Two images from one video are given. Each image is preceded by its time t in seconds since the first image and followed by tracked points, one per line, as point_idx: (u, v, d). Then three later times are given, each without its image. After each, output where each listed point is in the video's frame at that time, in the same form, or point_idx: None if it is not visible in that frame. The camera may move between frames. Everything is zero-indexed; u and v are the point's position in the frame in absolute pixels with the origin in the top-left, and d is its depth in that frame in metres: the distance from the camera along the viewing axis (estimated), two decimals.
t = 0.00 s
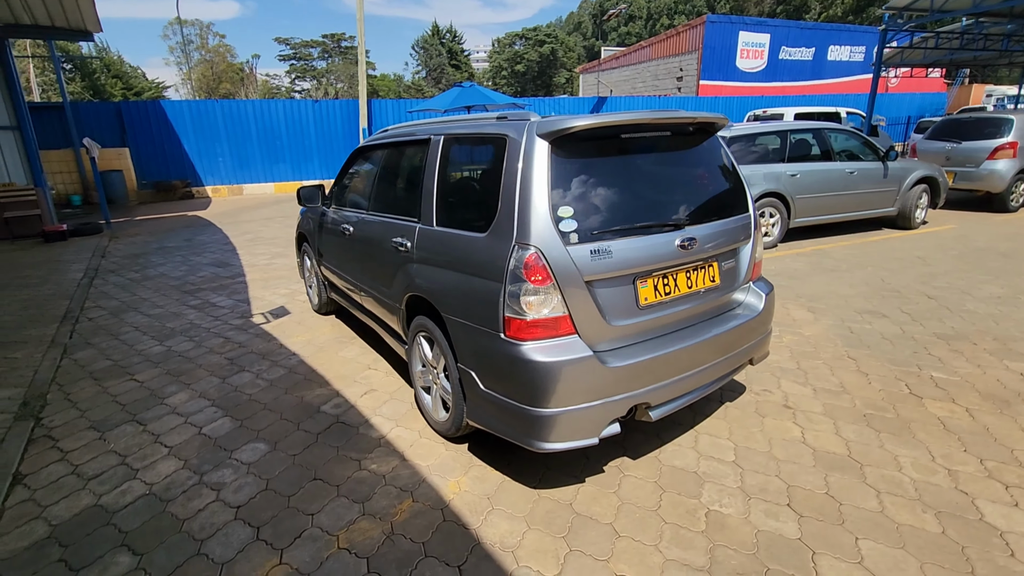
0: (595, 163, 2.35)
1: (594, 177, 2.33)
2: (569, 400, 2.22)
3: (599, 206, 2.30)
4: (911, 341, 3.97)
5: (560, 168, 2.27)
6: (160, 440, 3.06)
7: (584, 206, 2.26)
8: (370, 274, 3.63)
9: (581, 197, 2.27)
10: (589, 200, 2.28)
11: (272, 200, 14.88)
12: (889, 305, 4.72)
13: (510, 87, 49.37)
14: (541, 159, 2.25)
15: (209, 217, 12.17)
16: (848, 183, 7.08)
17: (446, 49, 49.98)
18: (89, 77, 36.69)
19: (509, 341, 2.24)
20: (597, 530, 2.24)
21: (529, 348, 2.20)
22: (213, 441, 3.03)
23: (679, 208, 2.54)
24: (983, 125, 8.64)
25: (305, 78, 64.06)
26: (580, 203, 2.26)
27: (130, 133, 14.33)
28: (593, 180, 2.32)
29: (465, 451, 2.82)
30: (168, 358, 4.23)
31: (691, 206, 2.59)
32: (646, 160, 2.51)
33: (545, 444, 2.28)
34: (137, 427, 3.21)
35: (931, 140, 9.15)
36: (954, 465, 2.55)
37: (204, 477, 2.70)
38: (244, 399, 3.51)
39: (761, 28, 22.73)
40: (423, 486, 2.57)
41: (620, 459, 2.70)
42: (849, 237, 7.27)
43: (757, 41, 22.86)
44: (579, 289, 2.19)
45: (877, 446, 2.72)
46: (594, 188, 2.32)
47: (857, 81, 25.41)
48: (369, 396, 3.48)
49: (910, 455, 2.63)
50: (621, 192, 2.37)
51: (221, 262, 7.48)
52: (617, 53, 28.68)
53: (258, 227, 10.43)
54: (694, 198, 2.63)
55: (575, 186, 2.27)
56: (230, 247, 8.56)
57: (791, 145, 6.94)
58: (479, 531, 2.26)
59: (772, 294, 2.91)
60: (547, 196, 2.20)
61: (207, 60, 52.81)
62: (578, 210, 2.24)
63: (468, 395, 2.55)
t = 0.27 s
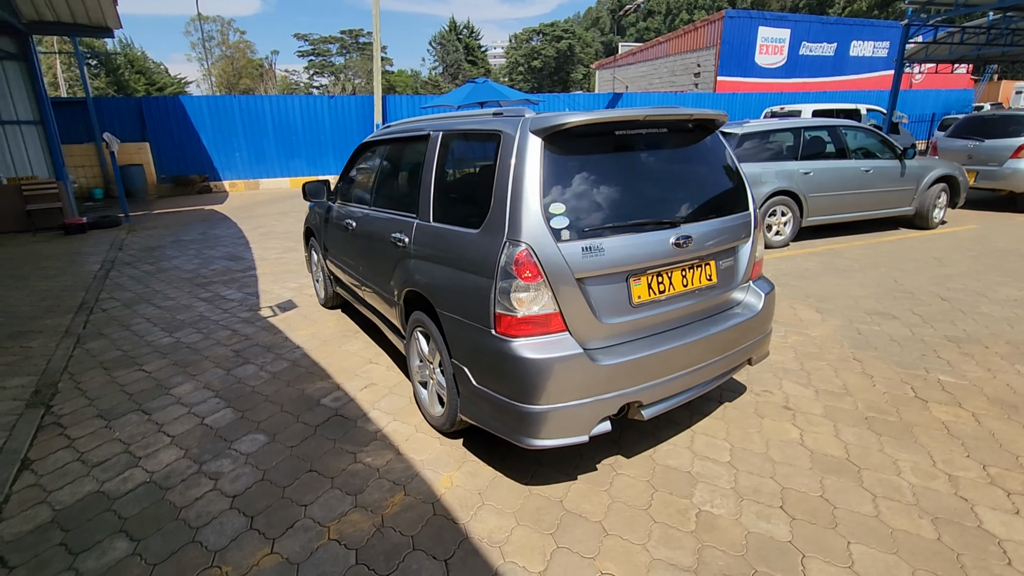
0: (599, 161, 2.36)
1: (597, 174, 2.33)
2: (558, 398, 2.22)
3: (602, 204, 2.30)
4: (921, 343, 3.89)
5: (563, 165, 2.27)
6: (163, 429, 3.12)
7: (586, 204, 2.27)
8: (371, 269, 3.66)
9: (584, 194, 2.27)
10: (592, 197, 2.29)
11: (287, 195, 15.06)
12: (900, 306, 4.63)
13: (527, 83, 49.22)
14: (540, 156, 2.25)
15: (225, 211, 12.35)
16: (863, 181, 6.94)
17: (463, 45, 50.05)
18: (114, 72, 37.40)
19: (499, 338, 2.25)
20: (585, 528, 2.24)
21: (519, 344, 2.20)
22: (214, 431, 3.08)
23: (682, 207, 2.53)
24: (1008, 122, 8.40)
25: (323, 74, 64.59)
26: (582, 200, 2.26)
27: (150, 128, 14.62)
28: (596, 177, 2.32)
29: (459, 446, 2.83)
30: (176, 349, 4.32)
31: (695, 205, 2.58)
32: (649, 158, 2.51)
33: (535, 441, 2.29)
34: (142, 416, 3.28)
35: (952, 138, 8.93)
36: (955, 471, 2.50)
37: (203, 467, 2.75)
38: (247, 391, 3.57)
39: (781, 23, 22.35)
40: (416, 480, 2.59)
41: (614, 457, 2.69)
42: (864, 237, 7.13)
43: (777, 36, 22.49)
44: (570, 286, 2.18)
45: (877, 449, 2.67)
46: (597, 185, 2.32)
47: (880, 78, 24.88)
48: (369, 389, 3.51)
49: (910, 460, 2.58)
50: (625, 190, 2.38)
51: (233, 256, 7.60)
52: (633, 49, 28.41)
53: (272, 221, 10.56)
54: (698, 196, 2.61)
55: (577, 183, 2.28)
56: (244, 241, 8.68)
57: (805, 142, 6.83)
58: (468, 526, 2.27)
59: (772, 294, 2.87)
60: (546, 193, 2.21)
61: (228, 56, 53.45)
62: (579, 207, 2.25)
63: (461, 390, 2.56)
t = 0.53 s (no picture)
0: (603, 157, 2.33)
1: (598, 170, 2.30)
2: (543, 396, 2.17)
3: (602, 199, 2.27)
4: (932, 346, 3.77)
5: (564, 160, 2.25)
6: (160, 420, 3.15)
7: (586, 200, 2.24)
8: (370, 263, 3.66)
9: (584, 190, 2.24)
10: (593, 193, 2.26)
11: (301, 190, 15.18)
12: (913, 308, 4.50)
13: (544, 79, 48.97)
14: (539, 152, 2.22)
15: (240, 205, 12.50)
16: (880, 179, 6.76)
17: (481, 41, 50.03)
18: (138, 68, 38.06)
19: (486, 334, 2.21)
20: (571, 529, 2.20)
21: (505, 341, 2.16)
22: (209, 423, 3.10)
23: (684, 204, 2.49)
24: None
25: (342, 70, 65.04)
26: (582, 196, 2.23)
27: (169, 123, 14.85)
28: (597, 173, 2.29)
29: (450, 443, 2.81)
30: (180, 341, 4.36)
31: (697, 203, 2.53)
32: (652, 156, 2.47)
33: (522, 440, 2.25)
34: (141, 407, 3.31)
35: (976, 135, 8.67)
36: (960, 479, 2.40)
37: (196, 458, 2.76)
38: (245, 383, 3.59)
39: (802, 17, 21.91)
40: (404, 476, 2.57)
41: (605, 457, 2.64)
42: (880, 235, 6.95)
43: (798, 31, 22.05)
44: (557, 283, 2.13)
45: (879, 455, 2.59)
46: (598, 181, 2.29)
47: (905, 73, 24.27)
48: (365, 384, 3.51)
49: (913, 466, 2.49)
50: (626, 187, 2.34)
51: (244, 250, 7.67)
52: (651, 44, 28.06)
53: (284, 216, 10.64)
54: (701, 194, 2.57)
55: (578, 178, 2.25)
56: (255, 235, 8.76)
57: (820, 138, 6.66)
58: (452, 524, 2.24)
59: (772, 294, 2.80)
60: (543, 188, 2.18)
61: (248, 52, 54.07)
62: (579, 203, 2.22)
63: (450, 387, 2.53)
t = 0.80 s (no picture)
0: (605, 157, 2.29)
1: (600, 170, 2.26)
2: (529, 402, 2.13)
3: (604, 200, 2.23)
4: (947, 353, 3.63)
5: (565, 160, 2.21)
6: (159, 417, 3.18)
7: (587, 200, 2.20)
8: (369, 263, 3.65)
9: (585, 190, 2.20)
10: (594, 193, 2.22)
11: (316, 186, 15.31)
12: (929, 312, 4.35)
13: (562, 75, 48.67)
14: (541, 153, 2.19)
15: (256, 202, 12.64)
16: (899, 178, 6.55)
17: (499, 37, 49.96)
18: (163, 66, 38.75)
19: (473, 338, 2.18)
20: (557, 538, 2.15)
21: (492, 346, 2.12)
22: (206, 421, 3.12)
23: (688, 205, 2.44)
24: None
25: (361, 67, 65.47)
26: (583, 196, 2.19)
27: (188, 120, 15.07)
28: (599, 173, 2.25)
29: (442, 447, 2.78)
30: (186, 337, 4.41)
31: (701, 203, 2.48)
32: (657, 156, 2.43)
33: (509, 446, 2.21)
34: (142, 403, 3.35)
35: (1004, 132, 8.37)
36: (967, 495, 2.30)
37: (190, 456, 2.78)
38: (245, 381, 3.61)
39: (826, 11, 21.41)
40: (393, 479, 2.55)
41: (598, 464, 2.58)
42: (899, 236, 6.75)
43: (821, 25, 21.56)
44: (544, 287, 2.08)
45: (882, 467, 2.49)
46: (600, 182, 2.25)
47: (933, 67, 23.60)
48: (362, 384, 3.50)
49: (918, 480, 2.39)
50: (629, 188, 2.30)
51: (255, 246, 7.74)
52: (669, 40, 27.68)
53: (297, 212, 10.73)
54: (705, 195, 2.52)
55: (578, 178, 2.22)
56: (267, 231, 8.84)
57: (837, 136, 6.47)
58: (438, 530, 2.21)
59: (773, 299, 2.72)
60: (542, 187, 2.15)
61: (270, 49, 54.69)
62: (580, 203, 2.18)
63: (440, 390, 2.50)
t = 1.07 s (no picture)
0: (611, 156, 2.27)
1: (606, 169, 2.23)
2: (521, 405, 2.11)
3: (609, 199, 2.20)
4: (964, 357, 3.51)
5: (571, 159, 2.19)
6: (165, 412, 3.23)
7: (591, 200, 2.18)
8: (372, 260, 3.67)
9: (590, 190, 2.18)
10: (599, 192, 2.20)
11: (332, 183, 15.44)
12: (947, 314, 4.21)
13: (581, 71, 48.32)
14: (547, 152, 2.18)
15: (273, 198, 12.80)
16: (921, 175, 6.36)
17: (517, 33, 49.84)
18: (188, 64, 39.44)
19: (466, 339, 2.16)
20: (549, 541, 2.13)
21: (484, 347, 2.11)
22: (210, 417, 3.16)
23: (694, 204, 2.40)
24: None
25: (380, 64, 65.85)
26: (587, 196, 2.18)
27: (209, 117, 15.32)
28: (605, 172, 2.23)
29: (440, 446, 2.77)
30: (195, 333, 4.47)
31: (708, 202, 2.44)
32: (664, 155, 2.40)
33: (501, 448, 2.20)
34: (149, 398, 3.40)
35: None
36: (977, 506, 2.22)
37: (192, 452, 2.82)
38: (250, 377, 3.65)
39: (851, 3, 20.88)
40: (389, 478, 2.55)
41: (596, 466, 2.55)
42: (920, 235, 6.55)
43: (846, 17, 21.04)
44: (537, 288, 2.05)
45: (888, 476, 2.42)
46: (606, 181, 2.23)
47: (963, 60, 22.89)
48: (365, 381, 3.51)
49: (925, 490, 2.32)
50: (635, 187, 2.28)
51: (269, 243, 7.83)
52: (689, 34, 27.28)
53: (312, 209, 10.83)
54: (712, 193, 2.47)
55: (584, 177, 2.19)
56: (282, 228, 8.94)
57: (857, 132, 6.30)
58: (429, 530, 2.20)
59: (778, 300, 2.66)
60: (546, 186, 2.13)
61: (290, 47, 55.28)
62: (585, 203, 2.16)
63: (436, 389, 2.50)
